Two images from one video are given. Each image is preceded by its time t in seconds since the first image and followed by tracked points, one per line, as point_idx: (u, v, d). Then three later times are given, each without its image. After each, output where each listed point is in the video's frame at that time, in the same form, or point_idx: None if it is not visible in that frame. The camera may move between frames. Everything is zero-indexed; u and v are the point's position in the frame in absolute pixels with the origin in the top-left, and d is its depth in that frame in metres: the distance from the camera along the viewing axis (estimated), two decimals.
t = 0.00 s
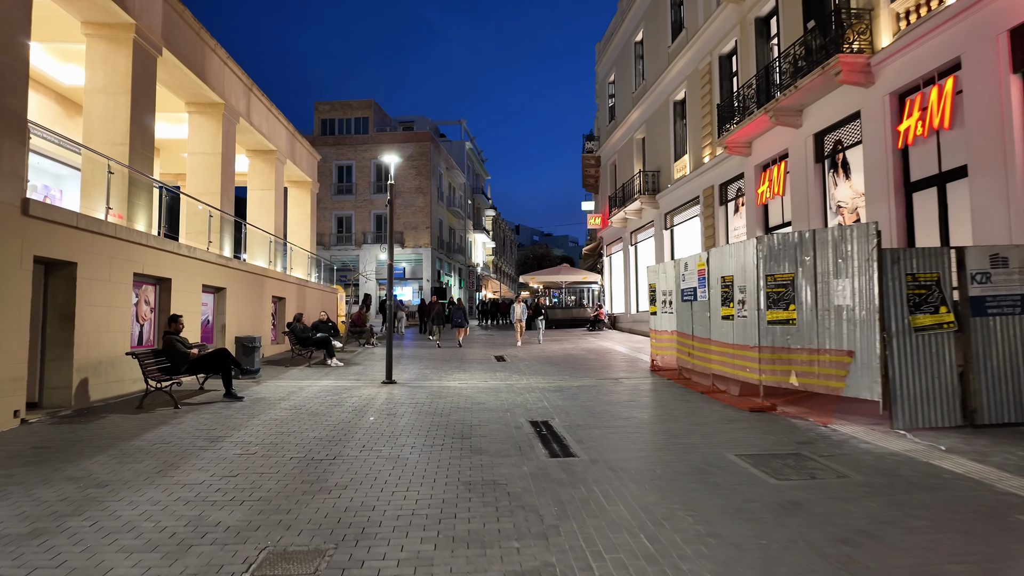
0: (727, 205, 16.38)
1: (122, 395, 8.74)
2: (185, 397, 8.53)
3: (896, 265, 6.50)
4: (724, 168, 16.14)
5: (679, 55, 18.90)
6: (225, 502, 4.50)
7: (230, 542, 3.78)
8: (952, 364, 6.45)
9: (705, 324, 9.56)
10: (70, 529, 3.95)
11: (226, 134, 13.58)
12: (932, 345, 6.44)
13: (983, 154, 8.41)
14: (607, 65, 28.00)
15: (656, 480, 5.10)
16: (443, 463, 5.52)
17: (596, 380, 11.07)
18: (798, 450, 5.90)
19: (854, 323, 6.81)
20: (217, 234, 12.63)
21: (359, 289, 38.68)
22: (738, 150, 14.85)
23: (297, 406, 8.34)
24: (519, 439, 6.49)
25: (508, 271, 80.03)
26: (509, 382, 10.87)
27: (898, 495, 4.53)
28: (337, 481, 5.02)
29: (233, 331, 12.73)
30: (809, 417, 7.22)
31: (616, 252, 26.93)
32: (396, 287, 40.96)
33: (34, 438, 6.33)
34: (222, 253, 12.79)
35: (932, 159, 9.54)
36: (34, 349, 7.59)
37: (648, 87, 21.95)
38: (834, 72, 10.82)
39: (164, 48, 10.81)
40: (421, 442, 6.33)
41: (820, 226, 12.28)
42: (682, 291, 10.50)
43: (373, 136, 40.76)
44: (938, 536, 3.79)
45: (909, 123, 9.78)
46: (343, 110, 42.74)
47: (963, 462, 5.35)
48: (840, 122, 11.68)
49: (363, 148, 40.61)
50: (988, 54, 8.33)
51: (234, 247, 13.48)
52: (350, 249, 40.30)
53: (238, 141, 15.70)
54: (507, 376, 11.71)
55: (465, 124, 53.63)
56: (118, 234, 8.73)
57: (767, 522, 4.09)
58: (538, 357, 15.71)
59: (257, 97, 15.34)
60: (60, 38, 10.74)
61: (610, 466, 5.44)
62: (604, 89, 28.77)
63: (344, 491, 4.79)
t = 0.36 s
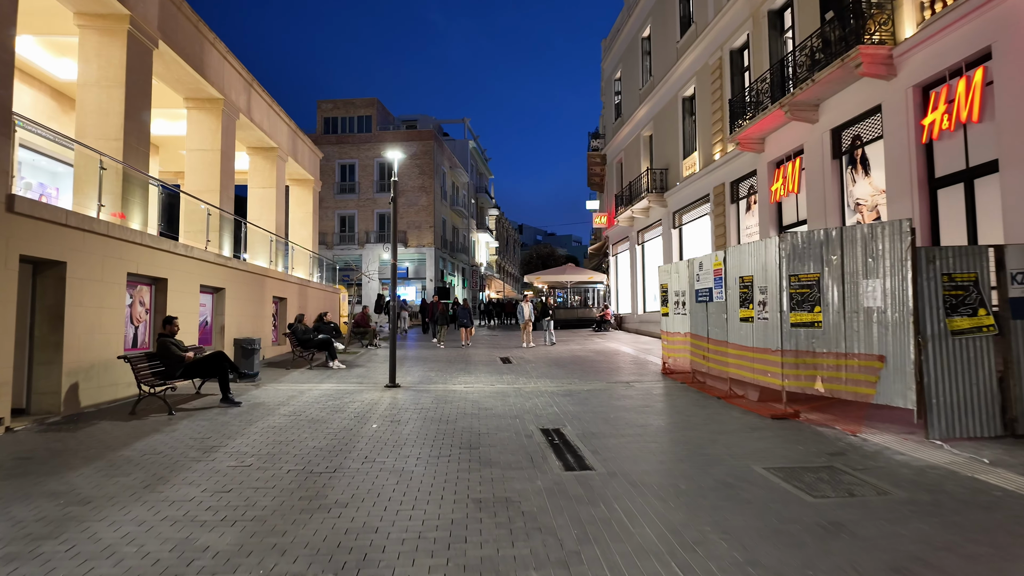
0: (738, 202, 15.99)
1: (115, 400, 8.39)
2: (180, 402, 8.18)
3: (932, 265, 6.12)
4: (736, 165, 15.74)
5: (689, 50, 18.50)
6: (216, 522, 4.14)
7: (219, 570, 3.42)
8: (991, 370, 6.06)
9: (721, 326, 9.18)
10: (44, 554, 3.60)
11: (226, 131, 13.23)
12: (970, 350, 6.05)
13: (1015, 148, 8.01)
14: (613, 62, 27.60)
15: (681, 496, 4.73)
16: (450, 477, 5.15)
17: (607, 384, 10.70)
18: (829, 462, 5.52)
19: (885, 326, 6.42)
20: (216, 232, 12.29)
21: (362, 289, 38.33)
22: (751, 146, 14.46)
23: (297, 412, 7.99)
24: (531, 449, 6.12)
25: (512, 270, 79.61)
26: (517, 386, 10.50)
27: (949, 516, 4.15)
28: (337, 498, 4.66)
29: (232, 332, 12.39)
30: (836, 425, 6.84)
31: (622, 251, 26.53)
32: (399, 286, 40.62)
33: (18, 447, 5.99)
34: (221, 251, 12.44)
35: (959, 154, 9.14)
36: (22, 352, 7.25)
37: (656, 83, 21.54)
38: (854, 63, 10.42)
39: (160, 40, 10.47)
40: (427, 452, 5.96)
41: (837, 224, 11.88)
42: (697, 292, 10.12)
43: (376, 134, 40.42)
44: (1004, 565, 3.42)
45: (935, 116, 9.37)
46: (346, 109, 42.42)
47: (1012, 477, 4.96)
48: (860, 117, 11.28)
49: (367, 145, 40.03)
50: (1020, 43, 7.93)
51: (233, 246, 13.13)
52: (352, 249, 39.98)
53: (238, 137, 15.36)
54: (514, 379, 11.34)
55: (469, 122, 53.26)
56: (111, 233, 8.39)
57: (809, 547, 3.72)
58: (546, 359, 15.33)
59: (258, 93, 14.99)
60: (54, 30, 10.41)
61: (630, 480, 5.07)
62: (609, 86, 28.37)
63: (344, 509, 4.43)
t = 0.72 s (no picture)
0: (745, 199, 15.65)
1: (100, 403, 8.06)
2: (168, 406, 7.84)
3: (960, 260, 5.75)
4: (742, 161, 15.40)
5: (693, 45, 18.15)
6: (193, 540, 3.79)
7: None
8: None
9: (732, 325, 8.83)
10: None
11: (220, 126, 12.89)
12: (1002, 351, 5.68)
13: None
14: (615, 58, 27.24)
15: (698, 508, 4.38)
16: (449, 487, 4.80)
17: (612, 385, 10.35)
18: (854, 470, 5.17)
19: (910, 326, 6.06)
20: (209, 230, 11.94)
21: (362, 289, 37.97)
22: (759, 141, 14.12)
23: (289, 415, 7.64)
24: (535, 456, 5.77)
25: (512, 270, 79.25)
26: (519, 387, 10.16)
27: (994, 533, 3.80)
28: (327, 512, 4.31)
29: (226, 333, 12.05)
30: (856, 430, 6.49)
31: (625, 250, 26.17)
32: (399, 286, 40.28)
33: None
34: (214, 249, 12.10)
35: (979, 146, 8.77)
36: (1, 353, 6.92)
37: (659, 79, 21.19)
38: (867, 54, 10.06)
39: (149, 30, 10.13)
40: (425, 459, 5.61)
41: (848, 220, 11.53)
42: (705, 290, 9.77)
43: (376, 133, 40.08)
44: None
45: (953, 107, 9.01)
46: (345, 107, 42.09)
47: None
48: (872, 109, 10.93)
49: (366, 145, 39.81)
50: None
51: (227, 244, 12.79)
52: (352, 248, 39.64)
53: (233, 133, 15.02)
54: (516, 381, 10.99)
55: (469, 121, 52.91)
56: (95, 228, 8.04)
57: (845, 568, 3.37)
58: (548, 360, 14.98)
59: (253, 87, 14.64)
60: (40, 21, 10.08)
61: (643, 491, 4.72)
62: (611, 83, 28.00)
63: (334, 524, 4.08)
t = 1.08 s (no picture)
0: (751, 198, 15.26)
1: (80, 411, 7.65)
2: (151, 414, 7.44)
3: (994, 260, 5.36)
4: (749, 158, 15.01)
5: (697, 40, 17.75)
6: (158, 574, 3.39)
7: None
8: None
9: (743, 329, 8.44)
10: None
11: (211, 122, 12.49)
12: None
13: None
14: (617, 55, 26.84)
15: (719, 533, 3.99)
16: (446, 509, 4.40)
17: (616, 390, 9.96)
18: (884, 488, 4.78)
19: (939, 331, 5.67)
20: (199, 229, 11.54)
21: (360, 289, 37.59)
22: (766, 137, 13.73)
23: (278, 424, 7.24)
24: (538, 471, 5.38)
25: (512, 270, 78.92)
26: (520, 393, 9.76)
27: None
28: (310, 538, 3.91)
29: (217, 335, 11.65)
30: (879, 441, 6.10)
31: (627, 250, 25.76)
32: (398, 286, 39.87)
33: None
34: (205, 249, 11.71)
35: (1002, 141, 8.37)
36: None
37: (663, 76, 20.78)
38: (882, 45, 9.66)
39: (135, 21, 9.73)
40: (420, 475, 5.21)
41: (860, 219, 11.14)
42: (714, 291, 9.38)
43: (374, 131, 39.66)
44: None
45: (974, 101, 8.61)
46: (344, 105, 41.67)
47: None
48: (886, 104, 10.54)
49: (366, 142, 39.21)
50: None
51: (219, 244, 12.40)
52: (350, 248, 39.25)
53: (226, 130, 14.62)
54: (517, 385, 10.60)
55: (469, 120, 52.51)
56: (75, 227, 7.63)
57: None
58: (550, 362, 14.59)
59: (247, 82, 14.24)
60: (20, 12, 9.70)
61: (657, 513, 4.32)
62: (613, 80, 27.58)
63: (317, 554, 3.68)
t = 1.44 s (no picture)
0: (758, 195, 14.94)
1: (63, 415, 7.30)
2: (137, 417, 7.09)
3: None
4: (757, 155, 14.70)
5: (703, 35, 17.42)
6: None
7: None
8: None
9: (757, 328, 8.11)
10: None
11: (205, 116, 12.13)
12: None
13: None
14: (619, 52, 26.51)
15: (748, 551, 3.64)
16: (449, 523, 4.05)
17: (623, 393, 9.62)
18: (920, 500, 4.43)
19: (973, 331, 5.33)
20: (192, 226, 11.19)
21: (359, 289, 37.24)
22: (775, 133, 13.42)
23: (271, 429, 6.89)
24: (547, 480, 5.03)
25: (512, 271, 78.60)
26: (523, 395, 9.41)
27: None
28: (300, 557, 3.55)
29: (210, 335, 11.30)
30: (907, 447, 5.76)
31: (630, 249, 25.42)
32: (398, 286, 39.52)
33: None
34: (199, 247, 11.37)
35: None
36: None
37: (667, 72, 20.44)
38: (899, 35, 9.31)
39: (125, 9, 9.39)
40: (421, 485, 4.86)
41: (874, 215, 10.80)
42: (726, 290, 9.05)
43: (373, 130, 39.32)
44: None
45: (997, 91, 8.26)
46: (343, 104, 41.33)
47: None
48: (902, 96, 10.21)
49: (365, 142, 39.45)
50: None
51: (213, 241, 12.06)
52: (350, 248, 38.93)
53: (221, 125, 14.28)
54: (520, 387, 10.25)
55: (469, 119, 52.20)
56: (60, 222, 7.30)
57: None
58: (553, 363, 14.25)
59: (242, 76, 13.90)
60: None
61: (677, 527, 3.97)
62: (615, 78, 27.24)
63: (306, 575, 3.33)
